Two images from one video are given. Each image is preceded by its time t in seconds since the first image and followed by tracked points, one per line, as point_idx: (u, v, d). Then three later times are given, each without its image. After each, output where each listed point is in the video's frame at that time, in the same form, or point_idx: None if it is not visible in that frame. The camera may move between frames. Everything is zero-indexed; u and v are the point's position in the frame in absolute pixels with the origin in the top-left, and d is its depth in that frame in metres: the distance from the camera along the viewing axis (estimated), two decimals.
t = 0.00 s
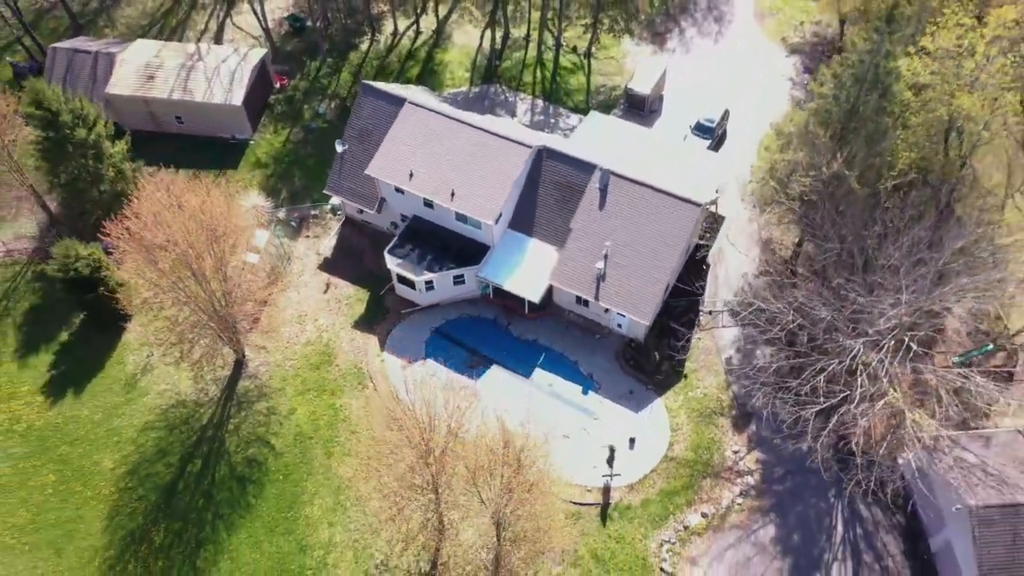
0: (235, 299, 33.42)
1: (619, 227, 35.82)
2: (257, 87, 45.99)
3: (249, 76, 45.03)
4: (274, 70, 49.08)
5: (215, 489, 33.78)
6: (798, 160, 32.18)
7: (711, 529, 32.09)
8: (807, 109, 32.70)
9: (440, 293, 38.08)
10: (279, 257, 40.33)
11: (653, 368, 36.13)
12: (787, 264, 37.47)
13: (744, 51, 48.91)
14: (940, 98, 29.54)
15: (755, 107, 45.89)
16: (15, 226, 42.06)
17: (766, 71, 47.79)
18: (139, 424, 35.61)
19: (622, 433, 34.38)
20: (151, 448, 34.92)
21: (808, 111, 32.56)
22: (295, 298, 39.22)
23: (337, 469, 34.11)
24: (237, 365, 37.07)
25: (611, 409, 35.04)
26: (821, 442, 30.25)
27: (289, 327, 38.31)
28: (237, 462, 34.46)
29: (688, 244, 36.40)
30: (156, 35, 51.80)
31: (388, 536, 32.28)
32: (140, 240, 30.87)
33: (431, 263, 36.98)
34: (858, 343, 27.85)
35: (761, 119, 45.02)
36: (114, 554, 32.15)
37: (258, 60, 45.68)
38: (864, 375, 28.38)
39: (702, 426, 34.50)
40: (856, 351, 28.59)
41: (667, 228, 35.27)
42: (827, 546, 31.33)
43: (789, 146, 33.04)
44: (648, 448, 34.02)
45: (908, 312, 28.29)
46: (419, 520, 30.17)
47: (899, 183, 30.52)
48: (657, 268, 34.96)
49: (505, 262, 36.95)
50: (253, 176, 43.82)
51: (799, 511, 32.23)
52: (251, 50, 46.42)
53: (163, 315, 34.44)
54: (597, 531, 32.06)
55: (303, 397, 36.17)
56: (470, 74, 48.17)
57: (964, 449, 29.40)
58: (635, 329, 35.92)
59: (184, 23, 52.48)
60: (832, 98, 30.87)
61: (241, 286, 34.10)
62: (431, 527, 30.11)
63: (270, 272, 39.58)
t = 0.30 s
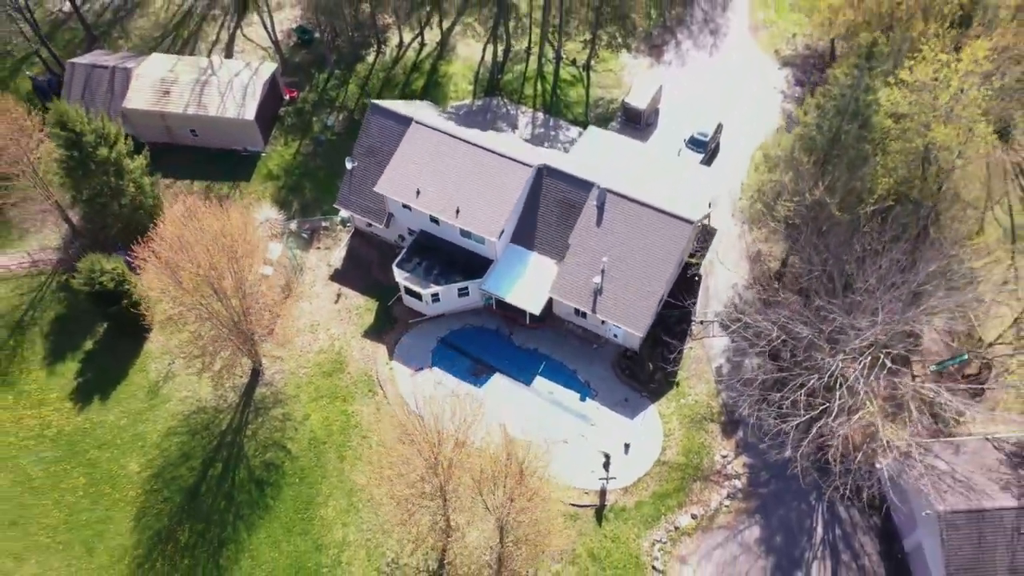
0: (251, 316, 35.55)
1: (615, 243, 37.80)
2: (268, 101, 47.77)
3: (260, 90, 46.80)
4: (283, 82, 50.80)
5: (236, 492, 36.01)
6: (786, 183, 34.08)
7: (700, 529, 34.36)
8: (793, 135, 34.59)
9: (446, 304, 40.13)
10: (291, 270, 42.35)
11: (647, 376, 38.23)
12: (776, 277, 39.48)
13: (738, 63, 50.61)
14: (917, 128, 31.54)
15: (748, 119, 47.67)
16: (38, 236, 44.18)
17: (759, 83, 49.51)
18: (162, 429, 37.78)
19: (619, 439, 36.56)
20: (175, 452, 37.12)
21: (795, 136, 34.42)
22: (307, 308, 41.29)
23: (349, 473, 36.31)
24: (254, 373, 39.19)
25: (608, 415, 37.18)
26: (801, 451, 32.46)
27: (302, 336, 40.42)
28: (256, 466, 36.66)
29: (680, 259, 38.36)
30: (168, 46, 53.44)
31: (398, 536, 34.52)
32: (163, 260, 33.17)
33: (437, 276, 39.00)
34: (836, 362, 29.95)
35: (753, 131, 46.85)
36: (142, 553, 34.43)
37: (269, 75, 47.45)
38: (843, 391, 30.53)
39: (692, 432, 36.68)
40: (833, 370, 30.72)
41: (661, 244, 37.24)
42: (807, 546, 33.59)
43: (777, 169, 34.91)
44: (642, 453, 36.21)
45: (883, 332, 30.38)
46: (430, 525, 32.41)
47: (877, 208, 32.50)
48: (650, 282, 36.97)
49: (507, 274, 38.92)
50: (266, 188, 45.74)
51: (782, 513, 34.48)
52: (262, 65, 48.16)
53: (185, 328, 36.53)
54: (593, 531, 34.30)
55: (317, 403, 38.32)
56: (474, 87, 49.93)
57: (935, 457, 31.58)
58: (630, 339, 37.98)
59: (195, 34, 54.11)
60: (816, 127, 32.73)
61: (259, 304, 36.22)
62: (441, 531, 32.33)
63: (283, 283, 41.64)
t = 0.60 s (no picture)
0: (267, 337, 37.70)
1: (611, 265, 39.88)
2: (279, 122, 49.73)
3: (272, 113, 48.78)
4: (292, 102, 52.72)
5: (253, 502, 38.19)
6: (772, 211, 36.12)
7: (689, 537, 36.55)
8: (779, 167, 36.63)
9: (450, 322, 42.23)
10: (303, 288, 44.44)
11: (641, 391, 40.37)
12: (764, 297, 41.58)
13: (730, 84, 52.56)
14: (894, 163, 33.49)
15: (740, 139, 49.63)
16: (61, 254, 46.28)
17: (751, 104, 51.45)
18: (183, 441, 39.96)
19: (614, 451, 38.72)
20: (195, 463, 39.29)
21: (780, 168, 36.46)
22: (319, 324, 43.40)
23: (360, 483, 38.50)
24: (269, 388, 41.32)
25: (603, 429, 39.34)
26: (784, 466, 34.65)
27: (314, 351, 42.55)
28: (272, 476, 38.83)
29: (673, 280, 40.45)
30: (181, 66, 55.30)
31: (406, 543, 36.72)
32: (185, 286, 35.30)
33: (442, 296, 41.10)
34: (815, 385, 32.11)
35: (744, 152, 48.86)
36: (166, 559, 36.65)
37: (280, 98, 49.40)
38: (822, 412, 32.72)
39: (684, 444, 38.85)
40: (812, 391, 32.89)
41: (654, 267, 39.31)
42: (791, 553, 35.79)
43: (764, 197, 36.95)
44: (635, 464, 38.38)
45: (860, 356, 32.50)
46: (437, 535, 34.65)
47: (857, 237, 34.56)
48: (644, 302, 39.05)
49: (509, 294, 40.97)
50: (278, 208, 47.77)
51: (767, 521, 36.68)
52: (273, 88, 50.11)
53: (204, 347, 38.65)
54: (590, 539, 36.49)
55: (329, 417, 40.48)
56: (476, 108, 51.88)
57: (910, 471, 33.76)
58: (625, 356, 40.08)
59: (207, 54, 55.98)
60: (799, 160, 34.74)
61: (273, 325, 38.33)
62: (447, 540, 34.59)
63: (295, 301, 43.74)
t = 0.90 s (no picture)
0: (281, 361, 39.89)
1: (607, 291, 42.01)
2: (289, 149, 51.84)
3: (283, 140, 50.89)
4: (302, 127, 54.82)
5: (268, 516, 40.35)
6: (759, 243, 38.23)
7: (680, 551, 38.70)
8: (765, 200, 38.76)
9: (455, 344, 44.37)
10: (314, 310, 46.58)
11: (636, 411, 42.50)
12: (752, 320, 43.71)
13: (723, 110, 54.68)
14: (872, 200, 35.61)
15: (732, 165, 51.75)
16: (82, 277, 48.44)
17: (743, 130, 53.55)
18: (201, 458, 42.12)
19: (609, 468, 40.88)
20: (212, 479, 41.44)
21: (767, 202, 38.60)
22: (329, 345, 45.54)
23: (369, 499, 40.65)
24: (282, 407, 43.47)
25: (600, 447, 41.49)
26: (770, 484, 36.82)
27: (324, 372, 44.70)
28: (286, 492, 41.01)
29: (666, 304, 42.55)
30: (194, 92, 57.40)
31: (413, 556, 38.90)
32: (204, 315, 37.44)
33: (447, 320, 43.29)
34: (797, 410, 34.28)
35: (736, 177, 50.99)
36: (187, 571, 38.86)
37: (290, 125, 51.50)
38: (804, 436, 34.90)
39: (676, 462, 41.01)
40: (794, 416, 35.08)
41: (648, 293, 41.43)
42: (776, 566, 37.96)
43: (751, 228, 39.08)
44: (630, 481, 40.54)
45: (840, 383, 34.58)
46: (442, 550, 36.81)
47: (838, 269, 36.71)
48: (638, 327, 41.18)
49: (510, 317, 43.07)
50: (289, 232, 49.93)
51: (753, 535, 38.84)
52: (283, 115, 52.22)
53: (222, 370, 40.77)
54: (586, 552, 38.64)
55: (339, 435, 42.63)
56: (478, 134, 53.99)
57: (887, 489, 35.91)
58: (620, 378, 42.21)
59: (219, 79, 58.08)
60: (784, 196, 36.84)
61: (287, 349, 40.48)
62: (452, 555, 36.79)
63: (306, 323, 45.87)
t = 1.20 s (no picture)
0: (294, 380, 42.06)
1: (604, 311, 44.15)
2: (299, 170, 53.91)
3: (292, 162, 52.96)
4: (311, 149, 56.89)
5: (282, 526, 42.53)
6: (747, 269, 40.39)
7: (672, 560, 40.89)
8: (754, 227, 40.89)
9: (458, 361, 46.51)
10: (324, 328, 48.72)
11: (631, 426, 44.65)
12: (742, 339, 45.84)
13: (716, 132, 56.75)
14: (854, 230, 37.72)
15: (724, 187, 53.84)
16: (101, 295, 50.55)
17: (735, 152, 55.62)
18: (217, 470, 44.27)
19: (606, 480, 43.05)
20: (228, 491, 43.59)
21: (755, 229, 40.72)
22: (338, 362, 47.66)
23: (378, 509, 42.84)
24: (294, 422, 45.63)
25: (597, 459, 43.65)
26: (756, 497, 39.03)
27: (334, 387, 46.82)
28: (298, 503, 43.18)
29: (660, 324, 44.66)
30: (206, 113, 59.45)
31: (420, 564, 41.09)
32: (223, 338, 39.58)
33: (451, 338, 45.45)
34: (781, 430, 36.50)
35: (728, 199, 53.10)
36: None
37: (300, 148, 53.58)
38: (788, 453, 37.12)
39: (669, 474, 43.18)
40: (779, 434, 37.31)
41: (642, 313, 43.57)
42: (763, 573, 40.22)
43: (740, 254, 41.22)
44: (625, 492, 42.72)
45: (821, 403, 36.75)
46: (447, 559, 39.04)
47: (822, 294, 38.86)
48: (633, 346, 43.31)
49: (511, 335, 45.20)
50: (299, 251, 52.04)
51: (742, 545, 41.04)
52: (293, 137, 54.29)
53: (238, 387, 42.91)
54: (584, 560, 40.83)
55: (349, 448, 44.80)
56: (481, 155, 56.07)
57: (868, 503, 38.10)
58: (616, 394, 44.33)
59: (230, 101, 60.10)
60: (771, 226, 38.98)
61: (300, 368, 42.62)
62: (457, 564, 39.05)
63: (316, 340, 47.99)
